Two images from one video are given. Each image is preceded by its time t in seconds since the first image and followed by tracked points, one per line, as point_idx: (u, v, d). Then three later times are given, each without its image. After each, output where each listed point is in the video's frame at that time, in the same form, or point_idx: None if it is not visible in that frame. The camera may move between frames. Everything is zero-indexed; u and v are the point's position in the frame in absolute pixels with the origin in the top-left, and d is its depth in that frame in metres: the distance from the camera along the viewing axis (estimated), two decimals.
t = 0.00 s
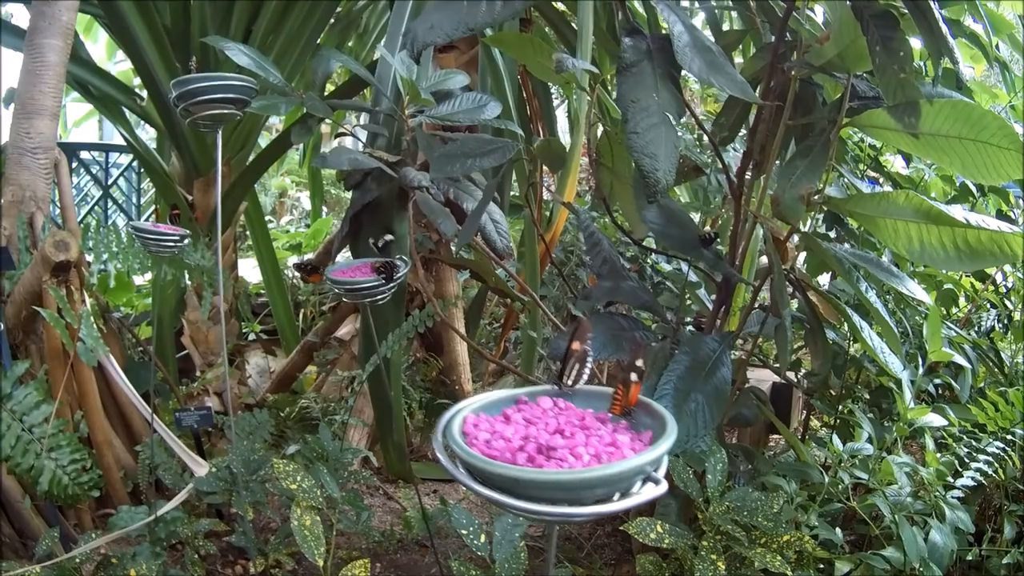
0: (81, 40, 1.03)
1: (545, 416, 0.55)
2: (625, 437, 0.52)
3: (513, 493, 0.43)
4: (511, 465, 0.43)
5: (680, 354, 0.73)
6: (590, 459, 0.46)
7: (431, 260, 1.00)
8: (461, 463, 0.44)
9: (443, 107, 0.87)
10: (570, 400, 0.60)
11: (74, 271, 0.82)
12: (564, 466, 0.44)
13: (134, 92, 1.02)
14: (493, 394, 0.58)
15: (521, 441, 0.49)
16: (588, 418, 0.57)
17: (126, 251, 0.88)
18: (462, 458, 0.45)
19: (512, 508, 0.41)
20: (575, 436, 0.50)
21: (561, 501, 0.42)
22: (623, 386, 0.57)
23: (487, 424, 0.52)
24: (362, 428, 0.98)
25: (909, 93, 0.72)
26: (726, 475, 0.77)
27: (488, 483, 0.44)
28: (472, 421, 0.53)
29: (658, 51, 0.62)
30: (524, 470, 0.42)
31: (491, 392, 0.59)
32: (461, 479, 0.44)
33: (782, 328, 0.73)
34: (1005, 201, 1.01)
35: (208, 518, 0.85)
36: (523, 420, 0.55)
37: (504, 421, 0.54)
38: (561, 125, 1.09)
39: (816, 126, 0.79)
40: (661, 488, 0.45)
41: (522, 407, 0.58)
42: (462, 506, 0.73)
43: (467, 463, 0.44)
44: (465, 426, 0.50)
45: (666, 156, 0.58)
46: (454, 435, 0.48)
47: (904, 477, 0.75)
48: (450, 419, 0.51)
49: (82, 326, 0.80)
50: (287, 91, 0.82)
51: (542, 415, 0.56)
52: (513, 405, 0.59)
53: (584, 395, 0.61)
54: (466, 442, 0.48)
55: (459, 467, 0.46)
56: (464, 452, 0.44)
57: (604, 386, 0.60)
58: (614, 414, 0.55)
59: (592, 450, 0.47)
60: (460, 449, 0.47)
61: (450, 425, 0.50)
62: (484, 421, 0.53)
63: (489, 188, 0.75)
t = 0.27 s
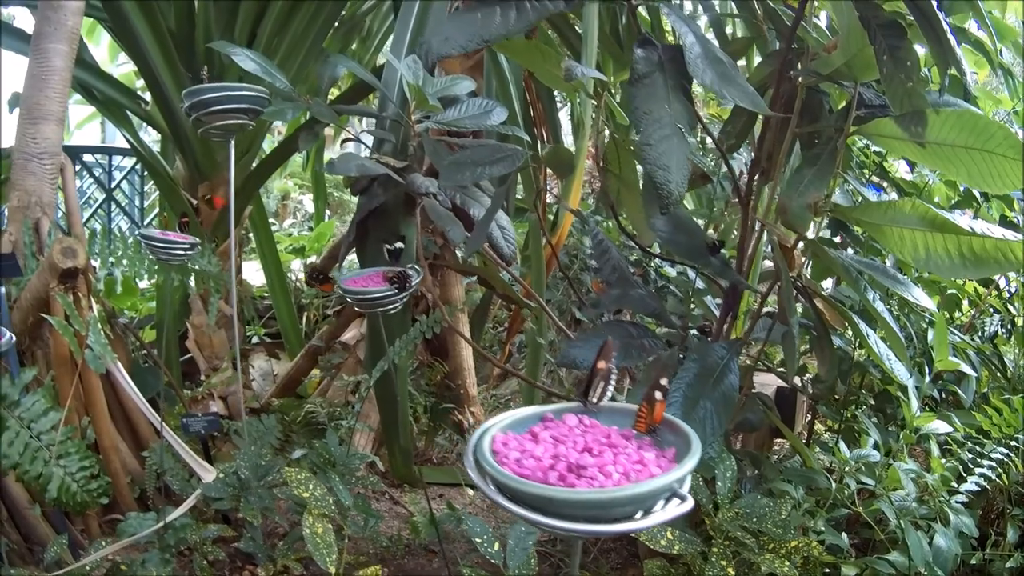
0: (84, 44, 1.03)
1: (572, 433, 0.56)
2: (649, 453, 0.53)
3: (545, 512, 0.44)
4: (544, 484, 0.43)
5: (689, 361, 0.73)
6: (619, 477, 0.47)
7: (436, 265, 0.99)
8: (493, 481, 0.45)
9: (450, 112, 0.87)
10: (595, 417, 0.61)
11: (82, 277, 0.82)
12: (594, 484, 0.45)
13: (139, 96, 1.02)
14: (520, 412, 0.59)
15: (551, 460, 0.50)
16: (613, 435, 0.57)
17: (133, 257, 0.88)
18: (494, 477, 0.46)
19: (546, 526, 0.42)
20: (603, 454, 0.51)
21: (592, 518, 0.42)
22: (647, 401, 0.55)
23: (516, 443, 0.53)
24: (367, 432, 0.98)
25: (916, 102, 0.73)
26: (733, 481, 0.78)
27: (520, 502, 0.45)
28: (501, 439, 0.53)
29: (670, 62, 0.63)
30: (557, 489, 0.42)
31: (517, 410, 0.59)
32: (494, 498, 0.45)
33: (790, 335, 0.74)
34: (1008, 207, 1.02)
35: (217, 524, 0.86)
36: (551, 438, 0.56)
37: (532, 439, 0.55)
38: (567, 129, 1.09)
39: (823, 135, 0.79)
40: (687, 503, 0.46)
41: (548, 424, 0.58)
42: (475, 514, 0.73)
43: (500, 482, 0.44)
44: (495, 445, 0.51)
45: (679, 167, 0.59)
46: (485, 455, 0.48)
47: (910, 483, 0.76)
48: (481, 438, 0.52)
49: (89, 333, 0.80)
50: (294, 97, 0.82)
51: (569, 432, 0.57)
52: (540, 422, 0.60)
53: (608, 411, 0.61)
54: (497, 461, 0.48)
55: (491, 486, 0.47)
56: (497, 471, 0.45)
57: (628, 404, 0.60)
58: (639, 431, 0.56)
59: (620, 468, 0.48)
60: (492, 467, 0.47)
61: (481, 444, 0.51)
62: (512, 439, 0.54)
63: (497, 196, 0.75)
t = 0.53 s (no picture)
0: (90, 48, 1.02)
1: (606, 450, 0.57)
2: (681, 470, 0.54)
3: (585, 529, 0.45)
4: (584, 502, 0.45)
5: (701, 369, 0.74)
6: (654, 495, 0.48)
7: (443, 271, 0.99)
8: (534, 500, 0.46)
9: (459, 119, 0.87)
10: (626, 434, 0.63)
11: (92, 285, 0.82)
12: (632, 502, 0.47)
13: (145, 101, 1.02)
14: (553, 429, 0.60)
15: (588, 478, 0.51)
16: (645, 451, 0.59)
17: (141, 263, 0.88)
18: (535, 495, 0.47)
19: (587, 544, 0.44)
20: (638, 472, 0.53)
21: (631, 536, 0.44)
22: (675, 418, 0.56)
23: (552, 461, 0.54)
24: (375, 437, 0.98)
25: (926, 113, 0.74)
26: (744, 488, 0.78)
27: (560, 519, 0.46)
28: (538, 458, 0.55)
29: (686, 74, 0.63)
30: (597, 508, 0.44)
31: (550, 428, 0.61)
32: (535, 516, 0.46)
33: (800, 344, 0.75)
34: (1013, 213, 1.03)
35: (228, 531, 0.86)
36: (585, 455, 0.57)
37: (567, 457, 0.56)
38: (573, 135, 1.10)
39: (832, 144, 0.80)
40: (721, 519, 0.47)
41: (581, 441, 0.60)
42: (493, 523, 0.73)
43: (541, 501, 0.46)
44: (532, 463, 0.53)
45: (695, 181, 0.61)
46: (525, 473, 0.50)
47: (919, 489, 0.78)
48: (519, 456, 0.54)
49: (101, 341, 0.80)
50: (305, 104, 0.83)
51: (601, 449, 0.58)
52: (572, 439, 0.62)
53: (638, 428, 0.63)
54: (536, 479, 0.50)
55: (530, 503, 0.48)
56: (538, 490, 0.46)
57: (658, 421, 0.62)
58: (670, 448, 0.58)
59: (655, 486, 0.50)
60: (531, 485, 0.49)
61: (519, 462, 0.52)
62: (548, 457, 0.56)
63: (509, 206, 0.76)
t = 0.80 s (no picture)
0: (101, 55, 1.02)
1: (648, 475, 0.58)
2: (720, 492, 0.56)
3: (630, 552, 0.47)
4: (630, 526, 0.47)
5: (717, 381, 0.75)
6: (697, 518, 0.50)
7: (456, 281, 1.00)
8: (582, 524, 0.48)
9: (473, 129, 0.87)
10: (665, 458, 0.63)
11: (108, 297, 0.83)
12: (676, 525, 0.49)
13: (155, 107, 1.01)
14: (595, 452, 0.61)
15: (633, 502, 0.53)
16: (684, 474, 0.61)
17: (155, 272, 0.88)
18: (582, 517, 0.49)
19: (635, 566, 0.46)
20: (680, 494, 0.55)
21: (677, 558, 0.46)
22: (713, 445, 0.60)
23: (597, 485, 0.56)
24: (388, 445, 0.98)
25: (939, 129, 0.75)
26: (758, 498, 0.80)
27: (606, 542, 0.48)
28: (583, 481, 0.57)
29: (706, 93, 0.65)
30: (643, 531, 0.46)
31: (592, 450, 0.62)
32: (582, 538, 0.48)
33: (814, 356, 0.76)
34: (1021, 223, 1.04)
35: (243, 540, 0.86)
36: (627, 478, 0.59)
37: (611, 480, 0.57)
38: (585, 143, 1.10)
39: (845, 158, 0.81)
40: (759, 540, 0.50)
41: (622, 464, 0.61)
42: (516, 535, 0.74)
43: (589, 524, 0.48)
44: (578, 486, 0.54)
45: (717, 200, 0.62)
46: (572, 497, 0.51)
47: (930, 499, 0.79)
48: (565, 478, 0.56)
49: (117, 352, 0.80)
50: (320, 114, 0.83)
51: (643, 472, 0.59)
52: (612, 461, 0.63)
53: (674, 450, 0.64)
54: (583, 502, 0.52)
55: (578, 527, 0.50)
56: (585, 513, 0.48)
57: (696, 443, 0.62)
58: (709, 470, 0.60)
59: (697, 509, 0.52)
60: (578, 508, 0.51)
61: (566, 486, 0.54)
62: (593, 480, 0.57)
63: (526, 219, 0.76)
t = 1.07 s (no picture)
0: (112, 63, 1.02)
1: (686, 498, 0.63)
2: (752, 513, 0.62)
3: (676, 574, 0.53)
4: (674, 550, 0.53)
5: (734, 394, 0.76)
6: (736, 540, 0.56)
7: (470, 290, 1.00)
8: (630, 547, 0.54)
9: (489, 140, 0.87)
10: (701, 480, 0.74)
11: (125, 308, 0.82)
12: (716, 546, 0.55)
13: (168, 115, 1.01)
14: (635, 476, 0.65)
15: (676, 526, 0.58)
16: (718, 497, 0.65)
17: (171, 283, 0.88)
18: (628, 540, 0.55)
19: None
20: (718, 517, 0.60)
21: None
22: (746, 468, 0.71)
23: (641, 509, 0.60)
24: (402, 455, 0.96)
25: (953, 146, 0.76)
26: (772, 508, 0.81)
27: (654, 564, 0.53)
28: (627, 505, 0.61)
29: (726, 113, 0.66)
30: (686, 555, 0.52)
31: (632, 474, 0.66)
32: (629, 561, 0.54)
33: (829, 370, 0.77)
34: None
35: (260, 549, 0.87)
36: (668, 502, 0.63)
37: (651, 502, 0.62)
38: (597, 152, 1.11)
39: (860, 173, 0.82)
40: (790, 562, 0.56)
41: (660, 486, 0.66)
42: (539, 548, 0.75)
43: (636, 549, 0.53)
44: (622, 511, 0.59)
45: (740, 220, 0.64)
46: (618, 521, 0.57)
47: (942, 509, 0.82)
48: (613, 502, 0.60)
49: (136, 364, 0.81)
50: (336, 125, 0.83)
51: (680, 494, 0.64)
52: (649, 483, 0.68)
53: (711, 475, 0.74)
54: (628, 526, 0.57)
55: (626, 549, 0.55)
56: (632, 537, 0.54)
57: (729, 468, 0.73)
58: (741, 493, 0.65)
59: (735, 531, 0.57)
60: (624, 532, 0.56)
61: (613, 511, 0.59)
62: (635, 503, 0.62)
63: (545, 234, 0.76)
